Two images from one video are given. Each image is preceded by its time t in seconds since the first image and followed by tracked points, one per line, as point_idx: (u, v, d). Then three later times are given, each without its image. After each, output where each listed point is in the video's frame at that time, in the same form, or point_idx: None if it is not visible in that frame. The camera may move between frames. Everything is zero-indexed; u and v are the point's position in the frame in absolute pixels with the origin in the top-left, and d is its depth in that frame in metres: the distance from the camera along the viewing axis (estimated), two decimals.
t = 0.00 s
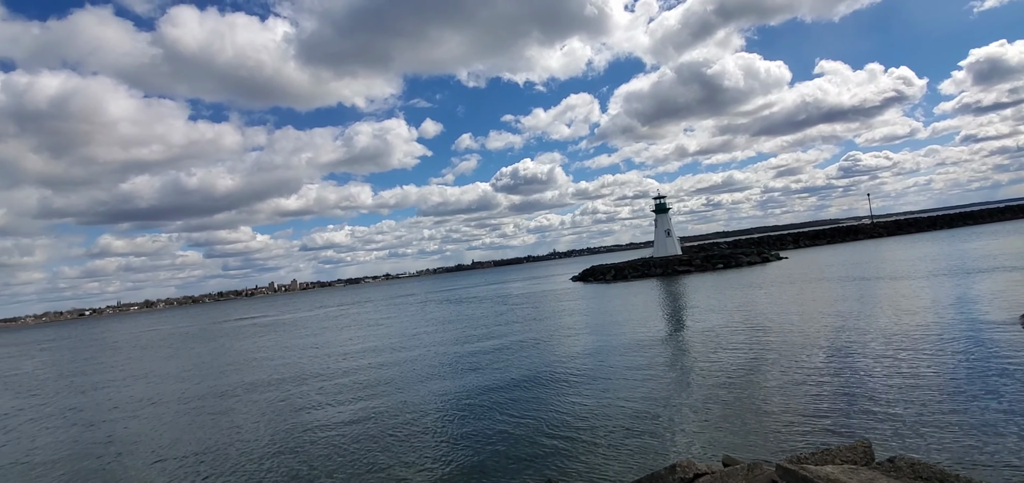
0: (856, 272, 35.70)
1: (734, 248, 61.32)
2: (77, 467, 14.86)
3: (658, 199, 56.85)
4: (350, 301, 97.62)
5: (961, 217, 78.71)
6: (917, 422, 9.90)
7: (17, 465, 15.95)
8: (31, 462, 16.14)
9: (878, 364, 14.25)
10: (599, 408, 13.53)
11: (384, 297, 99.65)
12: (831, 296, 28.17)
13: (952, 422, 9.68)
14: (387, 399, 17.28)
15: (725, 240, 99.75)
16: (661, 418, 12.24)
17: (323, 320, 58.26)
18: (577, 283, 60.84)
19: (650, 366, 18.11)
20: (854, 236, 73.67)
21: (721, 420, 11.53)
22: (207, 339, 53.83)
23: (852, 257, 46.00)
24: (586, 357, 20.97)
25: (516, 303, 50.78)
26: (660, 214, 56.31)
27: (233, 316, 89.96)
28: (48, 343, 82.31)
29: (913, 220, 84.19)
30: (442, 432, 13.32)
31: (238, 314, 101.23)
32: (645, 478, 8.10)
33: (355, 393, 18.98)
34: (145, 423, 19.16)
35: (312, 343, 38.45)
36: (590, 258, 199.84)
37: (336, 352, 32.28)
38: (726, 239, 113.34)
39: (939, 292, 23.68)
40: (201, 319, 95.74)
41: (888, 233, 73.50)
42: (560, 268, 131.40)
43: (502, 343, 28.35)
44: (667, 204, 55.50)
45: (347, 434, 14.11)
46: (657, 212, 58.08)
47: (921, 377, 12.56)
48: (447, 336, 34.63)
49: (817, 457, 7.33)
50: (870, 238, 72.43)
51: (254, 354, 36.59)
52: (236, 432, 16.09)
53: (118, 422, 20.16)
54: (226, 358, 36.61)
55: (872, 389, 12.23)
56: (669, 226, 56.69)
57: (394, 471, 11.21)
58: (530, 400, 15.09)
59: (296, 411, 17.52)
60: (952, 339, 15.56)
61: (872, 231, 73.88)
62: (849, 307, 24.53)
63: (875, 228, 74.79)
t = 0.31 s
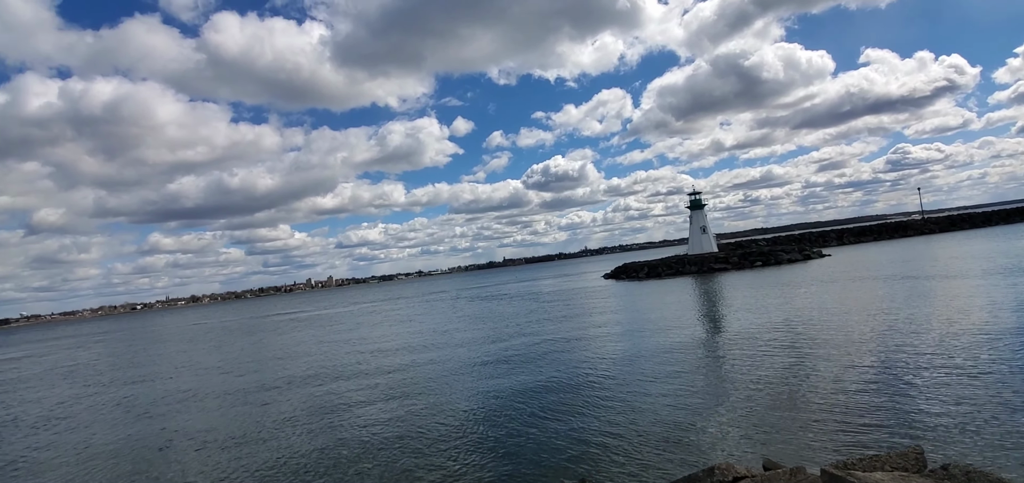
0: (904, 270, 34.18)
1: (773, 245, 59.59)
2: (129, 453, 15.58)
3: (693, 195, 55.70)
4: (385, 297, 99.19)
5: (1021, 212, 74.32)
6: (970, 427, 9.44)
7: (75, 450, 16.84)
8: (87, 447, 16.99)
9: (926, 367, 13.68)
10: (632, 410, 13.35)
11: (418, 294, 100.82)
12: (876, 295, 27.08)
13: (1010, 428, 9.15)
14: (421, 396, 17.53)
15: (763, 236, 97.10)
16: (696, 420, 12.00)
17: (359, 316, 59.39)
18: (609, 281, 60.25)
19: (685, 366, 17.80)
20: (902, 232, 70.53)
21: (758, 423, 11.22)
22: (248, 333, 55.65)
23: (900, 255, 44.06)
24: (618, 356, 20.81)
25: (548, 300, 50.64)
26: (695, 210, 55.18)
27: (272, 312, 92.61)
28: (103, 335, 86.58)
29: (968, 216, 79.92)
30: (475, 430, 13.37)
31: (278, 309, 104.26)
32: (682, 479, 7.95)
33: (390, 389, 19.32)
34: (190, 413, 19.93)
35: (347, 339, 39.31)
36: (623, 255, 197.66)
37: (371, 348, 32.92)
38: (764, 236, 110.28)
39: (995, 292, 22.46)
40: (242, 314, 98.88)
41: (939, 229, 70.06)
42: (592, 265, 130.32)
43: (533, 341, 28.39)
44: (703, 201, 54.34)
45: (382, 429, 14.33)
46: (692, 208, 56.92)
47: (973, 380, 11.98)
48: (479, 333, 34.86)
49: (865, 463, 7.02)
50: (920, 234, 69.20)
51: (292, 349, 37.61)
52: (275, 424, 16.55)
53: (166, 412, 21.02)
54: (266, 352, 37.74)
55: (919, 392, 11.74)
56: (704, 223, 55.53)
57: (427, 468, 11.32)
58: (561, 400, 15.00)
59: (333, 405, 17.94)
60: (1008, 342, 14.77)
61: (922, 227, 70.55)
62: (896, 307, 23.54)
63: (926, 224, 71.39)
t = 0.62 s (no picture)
0: (953, 266, 32.66)
1: (813, 240, 57.75)
2: (173, 439, 16.17)
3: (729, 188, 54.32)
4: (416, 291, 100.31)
5: None
6: None
7: (124, 435, 17.59)
8: (134, 432, 17.73)
9: (976, 367, 13.05)
10: (664, 408, 13.08)
11: (448, 287, 101.62)
12: (922, 292, 25.99)
13: None
14: (452, 391, 17.66)
15: (802, 231, 94.19)
16: (731, 420, 11.66)
17: (390, 309, 60.25)
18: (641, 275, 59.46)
19: (719, 364, 17.35)
20: (951, 226, 67.35)
21: (797, 424, 10.83)
22: (285, 325, 57.23)
23: (950, 250, 42.08)
24: (651, 353, 20.54)
25: (578, 295, 50.31)
26: (731, 203, 53.84)
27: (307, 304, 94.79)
28: (151, 325, 90.45)
29: None
30: (504, 426, 13.33)
31: (314, 301, 106.89)
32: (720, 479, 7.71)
33: (421, 383, 19.52)
34: (230, 401, 20.57)
35: (380, 331, 40.00)
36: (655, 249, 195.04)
37: (403, 340, 33.39)
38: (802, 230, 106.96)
39: None
40: (279, 307, 101.54)
41: (993, 223, 66.62)
42: (623, 260, 128.94)
43: (562, 335, 28.31)
44: (739, 194, 52.96)
45: (413, 423, 14.46)
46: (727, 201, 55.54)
47: None
48: (509, 326, 34.95)
49: (915, 467, 6.69)
50: (971, 228, 65.99)
51: (327, 340, 38.46)
52: (310, 414, 16.93)
53: (208, 399, 21.75)
54: (302, 343, 38.70)
55: (970, 393, 11.17)
56: (740, 217, 54.16)
57: (457, 463, 11.36)
58: (591, 397, 14.85)
59: (366, 397, 18.23)
60: None
61: (974, 220, 67.20)
62: (944, 304, 22.52)
63: (978, 217, 67.97)
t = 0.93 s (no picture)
0: None
1: (879, 234, 54.41)
2: (231, 425, 16.88)
3: (786, 180, 51.87)
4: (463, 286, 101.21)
5: None
6: None
7: (188, 419, 18.53)
8: (197, 417, 18.69)
9: None
10: (715, 410, 12.59)
11: (495, 283, 102.02)
12: (1006, 290, 23.92)
13: None
14: (496, 385, 17.68)
15: (867, 225, 88.91)
16: (788, 424, 11.07)
17: (438, 304, 61.10)
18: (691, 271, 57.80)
19: (773, 365, 16.59)
20: None
21: (861, 430, 10.16)
22: (338, 318, 58.97)
23: None
24: (701, 352, 19.93)
25: (626, 291, 49.41)
26: (789, 197, 51.39)
27: (358, 298, 97.44)
28: (215, 317, 95.35)
29: None
30: (548, 424, 13.20)
31: (365, 295, 109.86)
32: None
33: (466, 377, 19.66)
34: (285, 390, 21.37)
35: (428, 325, 40.64)
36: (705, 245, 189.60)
37: (450, 335, 33.75)
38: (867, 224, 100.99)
39: None
40: (331, 300, 104.80)
41: None
42: (673, 255, 125.81)
43: (610, 332, 27.84)
44: (798, 186, 50.45)
45: (457, 416, 14.52)
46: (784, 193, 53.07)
47: None
48: (555, 322, 34.72)
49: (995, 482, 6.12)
50: None
51: (377, 333, 39.33)
52: (358, 404, 17.35)
53: (264, 388, 22.63)
54: (354, 336, 39.76)
55: None
56: (799, 210, 51.63)
57: (501, 460, 11.30)
58: (636, 397, 14.53)
59: (412, 389, 18.54)
60: None
61: None
62: None
63: None
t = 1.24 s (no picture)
0: None
1: (961, 230, 50.44)
2: (291, 411, 17.40)
3: (856, 172, 48.84)
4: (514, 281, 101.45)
5: None
6: None
7: (255, 402, 19.61)
8: (263, 400, 19.77)
9: None
10: (777, 416, 11.94)
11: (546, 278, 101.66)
12: None
13: None
14: (546, 380, 17.72)
15: (947, 220, 82.52)
16: (859, 434, 10.36)
17: (488, 299, 61.52)
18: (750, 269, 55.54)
19: (840, 370, 15.63)
20: None
21: (942, 447, 9.41)
22: (392, 311, 60.32)
23: None
24: (760, 354, 19.17)
25: (680, 288, 48.07)
26: (859, 190, 48.39)
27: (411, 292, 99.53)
28: (278, 308, 99.63)
29: None
30: (599, 422, 12.90)
31: (418, 290, 112.05)
32: None
33: (516, 371, 19.79)
34: (343, 379, 22.22)
35: (479, 319, 41.03)
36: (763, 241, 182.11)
37: (500, 329, 33.94)
38: (948, 219, 93.67)
39: None
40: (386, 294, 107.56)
41: None
42: (730, 252, 121.32)
43: (662, 329, 27.19)
44: (869, 179, 47.43)
45: (506, 410, 14.60)
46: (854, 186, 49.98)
47: None
48: (605, 318, 34.26)
49: None
50: None
51: (429, 327, 40.03)
52: (412, 394, 17.87)
53: (322, 377, 23.30)
54: (406, 329, 40.47)
55: None
56: (870, 205, 48.55)
57: (554, 457, 11.10)
58: (689, 397, 14.21)
59: (463, 381, 18.90)
60: None
61: None
62: None
63: None
